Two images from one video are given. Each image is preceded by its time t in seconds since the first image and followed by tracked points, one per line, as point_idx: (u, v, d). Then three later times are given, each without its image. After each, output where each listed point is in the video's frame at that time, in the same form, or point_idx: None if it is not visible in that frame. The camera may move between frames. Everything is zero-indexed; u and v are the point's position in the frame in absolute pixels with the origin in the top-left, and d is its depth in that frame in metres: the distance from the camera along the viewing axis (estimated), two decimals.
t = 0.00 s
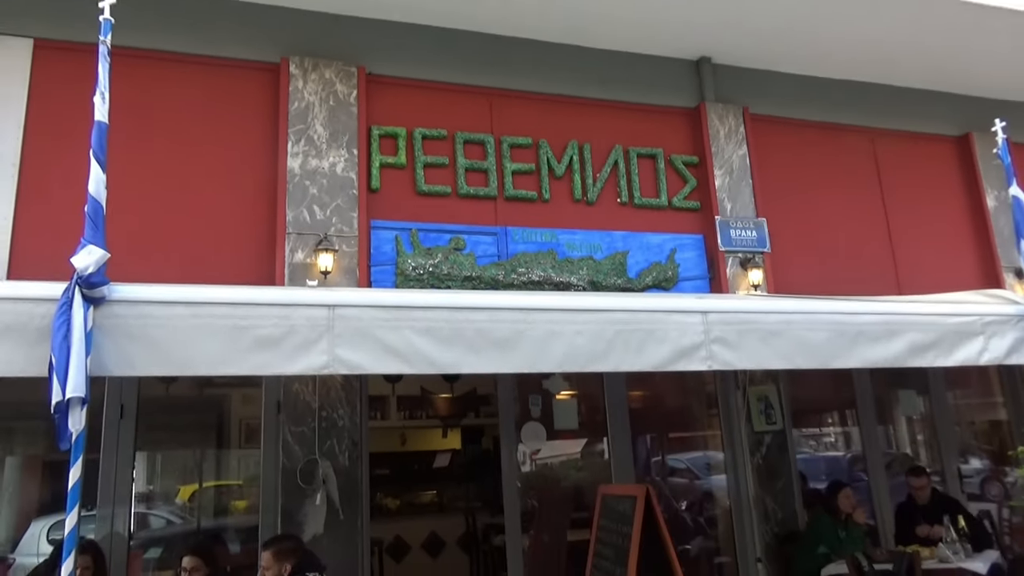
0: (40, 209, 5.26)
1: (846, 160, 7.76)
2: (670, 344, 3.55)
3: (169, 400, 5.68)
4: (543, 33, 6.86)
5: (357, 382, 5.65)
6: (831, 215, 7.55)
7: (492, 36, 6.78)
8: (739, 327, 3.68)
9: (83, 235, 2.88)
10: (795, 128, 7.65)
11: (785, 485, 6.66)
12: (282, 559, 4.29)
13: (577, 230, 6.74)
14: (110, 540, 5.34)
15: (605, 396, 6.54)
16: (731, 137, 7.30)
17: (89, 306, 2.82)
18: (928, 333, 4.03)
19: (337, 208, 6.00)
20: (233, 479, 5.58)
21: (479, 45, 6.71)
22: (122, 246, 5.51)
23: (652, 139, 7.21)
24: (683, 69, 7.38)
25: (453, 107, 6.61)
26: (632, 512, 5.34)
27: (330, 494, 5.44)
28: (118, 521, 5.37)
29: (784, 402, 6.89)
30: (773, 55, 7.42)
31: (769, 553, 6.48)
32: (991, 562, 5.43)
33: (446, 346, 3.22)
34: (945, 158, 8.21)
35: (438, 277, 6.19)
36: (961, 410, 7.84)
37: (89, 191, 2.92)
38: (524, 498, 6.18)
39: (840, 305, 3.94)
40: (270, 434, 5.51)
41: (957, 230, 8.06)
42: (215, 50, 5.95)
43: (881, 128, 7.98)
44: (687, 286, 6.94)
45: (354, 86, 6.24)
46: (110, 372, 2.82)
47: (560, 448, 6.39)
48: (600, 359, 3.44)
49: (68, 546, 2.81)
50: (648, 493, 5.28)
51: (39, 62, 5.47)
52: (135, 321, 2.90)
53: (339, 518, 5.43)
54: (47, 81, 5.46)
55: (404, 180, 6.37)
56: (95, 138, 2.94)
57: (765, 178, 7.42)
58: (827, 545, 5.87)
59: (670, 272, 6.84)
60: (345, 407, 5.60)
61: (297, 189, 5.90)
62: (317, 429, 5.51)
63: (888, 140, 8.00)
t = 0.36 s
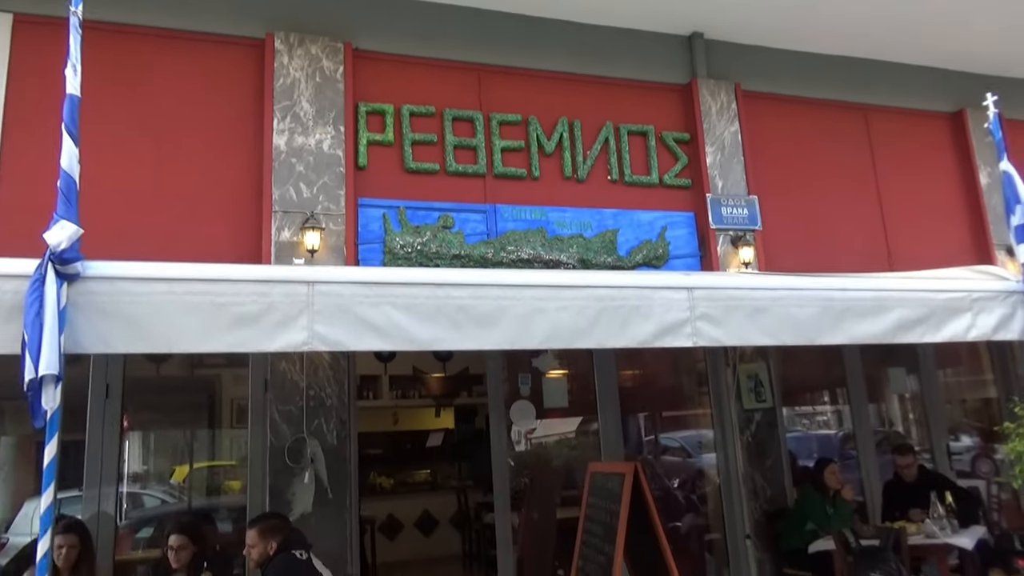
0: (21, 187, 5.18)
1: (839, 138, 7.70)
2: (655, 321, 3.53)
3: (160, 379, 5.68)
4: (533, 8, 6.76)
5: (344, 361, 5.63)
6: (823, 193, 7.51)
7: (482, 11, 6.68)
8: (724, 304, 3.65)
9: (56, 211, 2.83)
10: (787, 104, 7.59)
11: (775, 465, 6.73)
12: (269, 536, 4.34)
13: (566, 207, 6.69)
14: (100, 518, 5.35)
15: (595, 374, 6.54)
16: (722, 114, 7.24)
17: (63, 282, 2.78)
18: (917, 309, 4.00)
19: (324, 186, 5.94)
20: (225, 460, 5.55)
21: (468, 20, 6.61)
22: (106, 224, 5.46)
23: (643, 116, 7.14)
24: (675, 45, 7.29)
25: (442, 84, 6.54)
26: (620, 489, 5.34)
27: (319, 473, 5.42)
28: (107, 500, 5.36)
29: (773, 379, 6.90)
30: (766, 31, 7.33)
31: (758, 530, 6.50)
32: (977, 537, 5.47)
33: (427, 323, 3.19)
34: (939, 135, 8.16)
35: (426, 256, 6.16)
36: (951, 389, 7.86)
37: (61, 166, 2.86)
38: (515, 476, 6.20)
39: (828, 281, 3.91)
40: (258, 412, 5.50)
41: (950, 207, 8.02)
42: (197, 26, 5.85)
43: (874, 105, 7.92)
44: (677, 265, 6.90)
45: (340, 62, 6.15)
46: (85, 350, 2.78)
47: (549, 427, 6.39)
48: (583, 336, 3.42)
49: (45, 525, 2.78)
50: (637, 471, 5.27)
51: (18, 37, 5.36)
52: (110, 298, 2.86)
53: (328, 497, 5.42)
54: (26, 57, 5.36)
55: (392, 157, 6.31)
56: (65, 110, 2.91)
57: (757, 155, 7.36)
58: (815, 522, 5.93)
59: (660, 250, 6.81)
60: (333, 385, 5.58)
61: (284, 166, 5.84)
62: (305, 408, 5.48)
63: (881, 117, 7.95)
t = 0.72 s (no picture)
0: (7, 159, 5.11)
1: (840, 107, 7.57)
2: (644, 293, 3.47)
3: (158, 352, 5.65)
4: None
5: (337, 334, 5.58)
6: (824, 162, 7.40)
7: None
8: (715, 276, 3.59)
9: (28, 182, 2.78)
10: (788, 72, 7.45)
11: (773, 437, 6.68)
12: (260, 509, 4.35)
13: (562, 178, 6.60)
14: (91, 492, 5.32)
15: (592, 346, 6.52)
16: (722, 82, 7.11)
17: (37, 254, 2.73)
18: (913, 280, 3.93)
19: (315, 157, 5.85)
20: (226, 434, 5.54)
21: None
22: (94, 197, 5.40)
23: (641, 84, 7.02)
24: (674, 12, 7.14)
25: (434, 53, 6.42)
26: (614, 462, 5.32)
27: (312, 446, 5.41)
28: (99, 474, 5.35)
29: (771, 352, 6.83)
30: None
31: (755, 502, 6.46)
32: (974, 509, 5.43)
33: (410, 295, 3.15)
34: (943, 103, 8.01)
35: (419, 228, 6.09)
36: (953, 360, 7.80)
37: (33, 136, 2.80)
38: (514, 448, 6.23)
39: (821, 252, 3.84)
40: (251, 386, 5.48)
41: (954, 176, 7.89)
42: None
43: (877, 72, 7.76)
44: (674, 236, 6.82)
45: (331, 29, 6.03)
46: (62, 323, 2.75)
47: (545, 400, 6.36)
48: (571, 308, 3.37)
49: (23, 499, 2.76)
50: (631, 444, 5.23)
51: None
52: (87, 271, 2.82)
53: (322, 470, 5.41)
54: (9, 27, 5.26)
55: (385, 128, 6.21)
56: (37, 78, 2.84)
57: (756, 124, 7.24)
58: (811, 494, 5.91)
59: (657, 222, 6.73)
60: (326, 359, 5.55)
61: (274, 137, 5.76)
62: (298, 381, 5.47)
63: (884, 84, 7.79)
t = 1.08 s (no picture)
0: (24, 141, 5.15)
1: (867, 89, 7.37)
2: (652, 278, 3.41)
3: (180, 334, 5.68)
4: None
5: (351, 318, 5.60)
6: (849, 146, 7.22)
7: None
8: (726, 261, 3.51)
9: (31, 163, 2.80)
10: (813, 54, 7.28)
11: (790, 424, 6.46)
12: (269, 493, 4.38)
13: (578, 162, 6.52)
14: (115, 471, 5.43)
15: (606, 332, 6.45)
16: (743, 64, 6.97)
17: (41, 236, 2.75)
18: (932, 267, 3.82)
19: (329, 140, 5.84)
20: (249, 415, 5.56)
21: None
22: (110, 179, 5.40)
23: (660, 66, 6.90)
24: None
25: (450, 35, 6.37)
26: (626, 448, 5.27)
27: (325, 429, 5.44)
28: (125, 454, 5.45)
29: (792, 339, 6.64)
30: None
31: (770, 491, 6.37)
32: (996, 501, 5.30)
33: (413, 279, 3.11)
34: (973, 85, 7.79)
35: (434, 213, 6.06)
36: (979, 349, 7.63)
37: (36, 118, 2.81)
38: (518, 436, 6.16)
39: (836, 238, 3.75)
40: (265, 369, 5.53)
41: (984, 161, 7.67)
42: None
43: (905, 53, 7.55)
44: (692, 221, 6.71)
45: (346, 12, 6.01)
46: (65, 305, 2.77)
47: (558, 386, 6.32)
48: (576, 293, 3.31)
49: (27, 478, 2.80)
50: (642, 430, 5.19)
51: None
52: (90, 254, 2.82)
53: (334, 453, 5.43)
54: (26, 10, 5.30)
55: (400, 111, 6.17)
56: (40, 60, 2.84)
57: (778, 107, 7.09)
58: (828, 483, 5.83)
59: (675, 207, 6.62)
60: (339, 342, 5.57)
61: (288, 120, 5.76)
62: (311, 364, 5.49)
63: (912, 66, 7.58)
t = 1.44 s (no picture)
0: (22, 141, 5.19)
1: (873, 80, 7.27)
2: (638, 275, 3.39)
3: (189, 331, 5.72)
4: None
5: (349, 315, 5.61)
6: (854, 137, 7.13)
7: None
8: (715, 257, 3.47)
9: (14, 165, 2.81)
10: (817, 44, 7.18)
11: (793, 420, 6.45)
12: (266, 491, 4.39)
13: (578, 157, 6.49)
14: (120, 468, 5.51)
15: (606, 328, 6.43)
16: (745, 55, 6.90)
17: (25, 238, 2.77)
18: (927, 261, 3.76)
19: (327, 138, 5.85)
20: (253, 412, 5.57)
21: None
22: (110, 177, 5.43)
23: (661, 59, 6.84)
24: None
25: (448, 30, 6.34)
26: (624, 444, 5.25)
27: (324, 426, 5.45)
28: (137, 450, 5.56)
29: (795, 333, 6.59)
30: None
31: (772, 487, 6.33)
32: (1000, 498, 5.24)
33: (396, 278, 3.10)
34: (982, 74, 7.67)
35: (432, 209, 6.05)
36: (988, 343, 7.53)
37: (18, 120, 2.83)
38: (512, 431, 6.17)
39: (829, 233, 3.71)
40: (264, 366, 5.56)
41: (993, 151, 7.55)
42: None
43: (912, 42, 7.45)
44: (694, 215, 6.66)
45: (343, 9, 6.01)
46: (49, 306, 2.79)
47: (558, 382, 6.34)
48: (563, 290, 3.29)
49: (11, 478, 2.82)
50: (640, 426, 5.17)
51: None
52: (73, 255, 2.84)
53: (333, 450, 5.46)
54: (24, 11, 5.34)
55: (398, 108, 6.17)
56: (22, 62, 2.86)
57: (781, 98, 7.01)
58: (830, 480, 5.81)
59: (676, 201, 6.57)
60: (338, 339, 5.59)
61: (286, 118, 5.77)
62: (310, 361, 5.51)
63: (919, 55, 7.47)
